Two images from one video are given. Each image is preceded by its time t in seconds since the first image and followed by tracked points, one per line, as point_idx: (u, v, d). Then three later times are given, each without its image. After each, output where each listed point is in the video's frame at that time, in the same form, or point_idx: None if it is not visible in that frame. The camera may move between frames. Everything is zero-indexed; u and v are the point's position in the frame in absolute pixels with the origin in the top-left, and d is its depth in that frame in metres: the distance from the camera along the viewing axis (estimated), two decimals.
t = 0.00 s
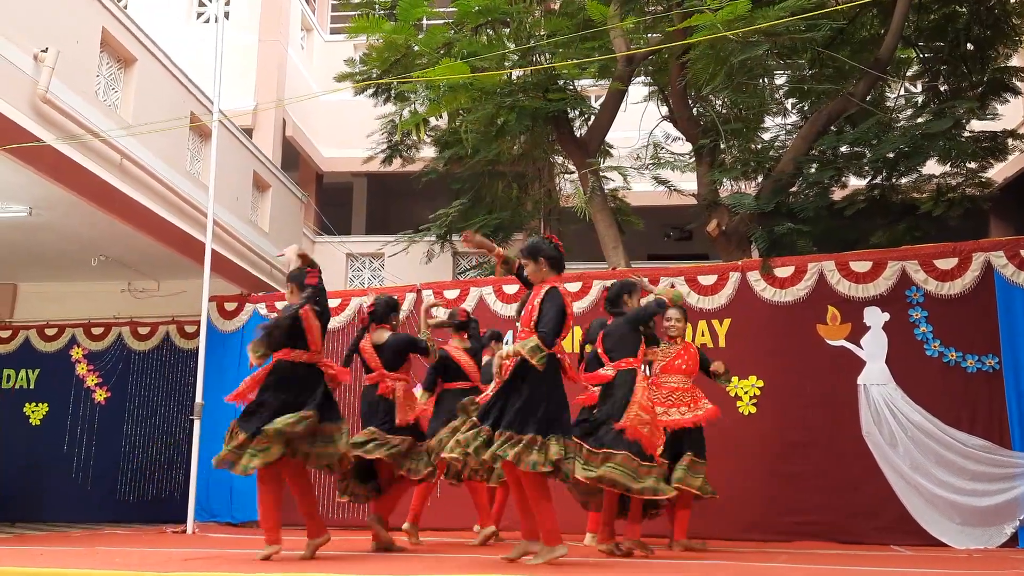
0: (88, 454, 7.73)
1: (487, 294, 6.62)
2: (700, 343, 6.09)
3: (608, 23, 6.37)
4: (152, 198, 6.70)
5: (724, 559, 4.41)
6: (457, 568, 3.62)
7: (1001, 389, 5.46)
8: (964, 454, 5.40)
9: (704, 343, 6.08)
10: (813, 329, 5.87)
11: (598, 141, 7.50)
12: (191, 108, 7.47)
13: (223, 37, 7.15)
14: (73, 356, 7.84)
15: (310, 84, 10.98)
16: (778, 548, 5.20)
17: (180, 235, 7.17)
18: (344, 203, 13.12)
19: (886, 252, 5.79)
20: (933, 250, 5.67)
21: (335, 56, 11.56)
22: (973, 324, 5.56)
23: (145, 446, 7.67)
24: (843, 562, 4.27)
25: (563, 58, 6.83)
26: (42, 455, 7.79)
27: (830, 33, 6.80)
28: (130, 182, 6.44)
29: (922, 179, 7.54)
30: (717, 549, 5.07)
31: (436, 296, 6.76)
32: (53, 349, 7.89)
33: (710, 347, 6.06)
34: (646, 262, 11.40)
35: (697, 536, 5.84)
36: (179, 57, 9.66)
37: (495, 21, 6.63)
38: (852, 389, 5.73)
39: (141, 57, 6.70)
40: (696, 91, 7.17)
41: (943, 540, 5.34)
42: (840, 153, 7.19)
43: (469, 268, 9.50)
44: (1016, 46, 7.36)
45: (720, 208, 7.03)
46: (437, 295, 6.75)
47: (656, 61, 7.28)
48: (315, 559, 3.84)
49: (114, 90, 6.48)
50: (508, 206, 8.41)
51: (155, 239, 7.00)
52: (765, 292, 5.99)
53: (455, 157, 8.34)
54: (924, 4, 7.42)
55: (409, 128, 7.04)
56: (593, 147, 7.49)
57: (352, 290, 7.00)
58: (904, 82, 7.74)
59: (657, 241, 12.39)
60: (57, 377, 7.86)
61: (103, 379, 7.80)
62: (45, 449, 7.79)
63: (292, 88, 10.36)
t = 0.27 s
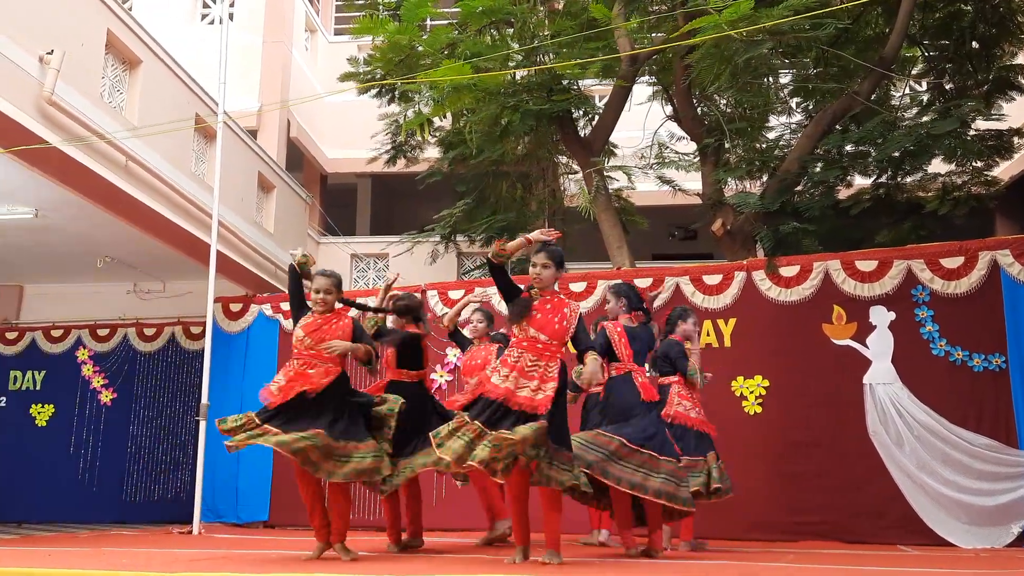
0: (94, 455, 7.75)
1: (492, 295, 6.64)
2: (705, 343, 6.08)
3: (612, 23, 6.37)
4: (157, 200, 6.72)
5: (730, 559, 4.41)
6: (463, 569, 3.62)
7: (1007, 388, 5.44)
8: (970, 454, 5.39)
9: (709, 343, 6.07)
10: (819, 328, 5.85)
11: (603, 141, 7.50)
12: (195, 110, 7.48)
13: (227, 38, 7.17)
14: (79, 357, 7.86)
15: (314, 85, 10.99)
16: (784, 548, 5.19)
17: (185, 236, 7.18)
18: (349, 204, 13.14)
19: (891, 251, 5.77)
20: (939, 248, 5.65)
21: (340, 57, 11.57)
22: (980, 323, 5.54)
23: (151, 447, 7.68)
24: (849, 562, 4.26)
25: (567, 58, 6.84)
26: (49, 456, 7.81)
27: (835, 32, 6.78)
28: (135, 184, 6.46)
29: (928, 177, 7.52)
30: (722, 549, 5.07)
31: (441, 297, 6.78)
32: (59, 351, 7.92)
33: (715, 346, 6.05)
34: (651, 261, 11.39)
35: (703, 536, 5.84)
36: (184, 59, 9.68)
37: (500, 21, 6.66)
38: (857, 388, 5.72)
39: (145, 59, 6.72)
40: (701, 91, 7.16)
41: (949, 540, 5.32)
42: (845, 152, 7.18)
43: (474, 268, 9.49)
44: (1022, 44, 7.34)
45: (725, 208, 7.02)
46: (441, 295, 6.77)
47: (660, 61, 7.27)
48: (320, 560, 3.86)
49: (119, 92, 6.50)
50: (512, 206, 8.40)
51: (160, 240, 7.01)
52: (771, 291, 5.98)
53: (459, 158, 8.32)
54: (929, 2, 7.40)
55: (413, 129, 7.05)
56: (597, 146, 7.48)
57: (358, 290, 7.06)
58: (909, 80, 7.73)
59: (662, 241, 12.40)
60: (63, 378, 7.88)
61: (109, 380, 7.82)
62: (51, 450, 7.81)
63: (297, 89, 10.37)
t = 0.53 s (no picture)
0: (102, 456, 7.77)
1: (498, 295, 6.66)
2: (712, 342, 6.06)
3: (617, 23, 6.37)
4: (164, 201, 6.74)
5: (738, 560, 4.41)
6: (468, 570, 3.62)
7: (1016, 388, 5.42)
8: (979, 453, 5.38)
9: (716, 343, 6.05)
10: (826, 328, 5.84)
11: (608, 141, 7.49)
12: (202, 111, 7.49)
13: (233, 40, 7.19)
14: (87, 359, 7.89)
15: (320, 86, 11.01)
16: (791, 548, 5.18)
17: (191, 237, 7.20)
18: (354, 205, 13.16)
19: (898, 250, 5.75)
20: (947, 247, 5.63)
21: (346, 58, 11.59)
22: (988, 322, 5.52)
23: (158, 448, 7.70)
24: (857, 562, 4.25)
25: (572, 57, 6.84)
26: (56, 457, 7.83)
27: (841, 30, 6.76)
28: (142, 185, 6.49)
29: (935, 176, 7.50)
30: (729, 549, 5.06)
31: (447, 297, 6.80)
32: (67, 351, 7.95)
33: (722, 346, 6.04)
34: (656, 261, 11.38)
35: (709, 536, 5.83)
36: (190, 60, 9.71)
37: (504, 22, 6.76)
38: (865, 388, 5.70)
39: (152, 61, 6.74)
40: (707, 90, 7.15)
41: (957, 540, 5.30)
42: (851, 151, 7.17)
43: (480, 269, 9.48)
44: None
45: (731, 207, 7.01)
46: (448, 296, 6.79)
47: (666, 60, 7.26)
48: (326, 560, 3.86)
49: (126, 94, 6.52)
50: (518, 207, 8.39)
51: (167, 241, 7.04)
52: (778, 291, 5.96)
53: (465, 158, 8.29)
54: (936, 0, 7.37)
55: (419, 129, 7.06)
56: (602, 146, 7.48)
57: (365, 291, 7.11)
58: (915, 79, 7.71)
59: (667, 240, 12.39)
60: (71, 379, 7.91)
61: (116, 381, 7.84)
62: (59, 451, 7.84)
63: (303, 90, 10.39)
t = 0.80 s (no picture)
0: (110, 456, 7.79)
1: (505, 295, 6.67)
2: (719, 342, 6.05)
3: (623, 23, 6.36)
4: (171, 202, 6.77)
5: (745, 560, 4.40)
6: (476, 570, 3.62)
7: None
8: (988, 453, 5.36)
9: (723, 343, 6.04)
10: (834, 328, 5.82)
11: (615, 141, 7.47)
12: (209, 112, 7.51)
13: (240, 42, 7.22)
14: (95, 359, 7.91)
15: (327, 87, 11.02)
16: (799, 548, 5.16)
17: (199, 238, 7.22)
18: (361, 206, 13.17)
19: (906, 249, 5.73)
20: (956, 246, 5.60)
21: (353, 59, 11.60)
22: (997, 321, 5.49)
23: (166, 448, 7.73)
24: (865, 562, 4.23)
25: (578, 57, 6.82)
26: (65, 457, 7.86)
27: (848, 29, 6.74)
28: (150, 186, 6.53)
29: (943, 175, 7.47)
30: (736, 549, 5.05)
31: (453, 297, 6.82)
32: (75, 352, 7.97)
33: (730, 346, 6.02)
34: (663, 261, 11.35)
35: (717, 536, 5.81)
36: (198, 62, 9.73)
37: (510, 22, 6.69)
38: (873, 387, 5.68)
39: (160, 62, 6.77)
40: (714, 90, 7.13)
41: (966, 540, 5.29)
42: (859, 150, 7.14)
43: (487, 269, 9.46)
44: None
45: (739, 206, 6.99)
46: (454, 296, 6.81)
47: (672, 60, 7.25)
48: (334, 560, 3.87)
49: (134, 95, 6.55)
50: (525, 207, 8.36)
51: (174, 242, 7.06)
52: (785, 290, 5.94)
53: (471, 159, 8.28)
54: None
55: (425, 130, 7.06)
56: (609, 146, 7.46)
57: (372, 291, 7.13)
58: (923, 78, 7.67)
59: (674, 240, 12.37)
60: (80, 380, 7.93)
61: (125, 381, 7.86)
62: (68, 451, 7.86)
63: (310, 91, 10.40)
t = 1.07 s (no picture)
0: (123, 457, 7.83)
1: (514, 295, 6.71)
2: (730, 342, 6.03)
3: (633, 22, 6.35)
4: (183, 204, 6.81)
5: (757, 560, 4.38)
6: (487, 570, 3.62)
7: None
8: (1001, 452, 5.35)
9: (735, 342, 6.02)
10: (846, 327, 5.79)
11: (625, 140, 7.45)
12: (220, 115, 7.54)
13: (251, 44, 7.25)
14: (108, 360, 7.96)
15: (336, 88, 11.04)
16: (812, 547, 5.14)
17: (211, 240, 7.25)
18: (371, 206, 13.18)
19: (919, 247, 5.70)
20: (969, 244, 5.57)
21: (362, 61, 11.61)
22: (1010, 319, 5.46)
23: (178, 449, 7.76)
24: (879, 562, 4.21)
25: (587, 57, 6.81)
26: (79, 458, 7.90)
27: (859, 27, 6.70)
28: (162, 188, 6.58)
29: (955, 172, 7.42)
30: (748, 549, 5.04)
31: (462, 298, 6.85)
32: (88, 354, 8.03)
33: (741, 345, 6.01)
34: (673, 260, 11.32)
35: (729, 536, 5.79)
36: (209, 65, 9.77)
37: (520, 22, 6.73)
38: (886, 387, 5.65)
39: (171, 65, 6.80)
40: (724, 88, 7.11)
41: (980, 540, 5.28)
42: (870, 148, 7.10)
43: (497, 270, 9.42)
44: None
45: (750, 205, 6.96)
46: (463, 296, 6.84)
47: (682, 58, 7.23)
48: (348, 560, 3.89)
49: (145, 98, 6.58)
50: (534, 208, 8.34)
51: (186, 244, 7.09)
52: (797, 289, 5.92)
53: (480, 159, 8.27)
54: None
55: (434, 131, 7.07)
56: (619, 146, 7.44)
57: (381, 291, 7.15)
58: (935, 75, 7.63)
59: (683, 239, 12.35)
60: (93, 381, 7.98)
61: (137, 382, 7.90)
62: (81, 452, 7.91)
63: (320, 93, 10.43)
